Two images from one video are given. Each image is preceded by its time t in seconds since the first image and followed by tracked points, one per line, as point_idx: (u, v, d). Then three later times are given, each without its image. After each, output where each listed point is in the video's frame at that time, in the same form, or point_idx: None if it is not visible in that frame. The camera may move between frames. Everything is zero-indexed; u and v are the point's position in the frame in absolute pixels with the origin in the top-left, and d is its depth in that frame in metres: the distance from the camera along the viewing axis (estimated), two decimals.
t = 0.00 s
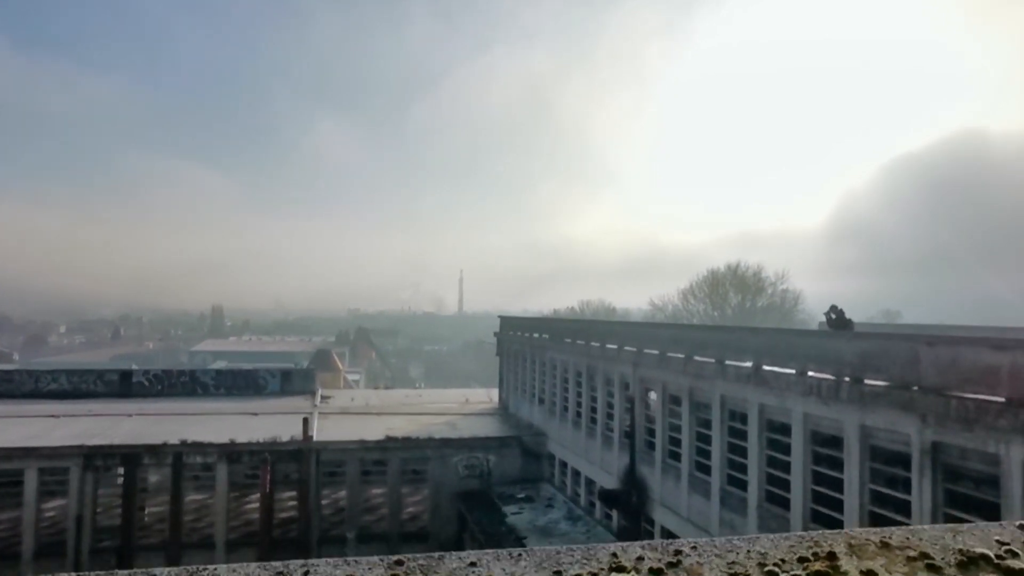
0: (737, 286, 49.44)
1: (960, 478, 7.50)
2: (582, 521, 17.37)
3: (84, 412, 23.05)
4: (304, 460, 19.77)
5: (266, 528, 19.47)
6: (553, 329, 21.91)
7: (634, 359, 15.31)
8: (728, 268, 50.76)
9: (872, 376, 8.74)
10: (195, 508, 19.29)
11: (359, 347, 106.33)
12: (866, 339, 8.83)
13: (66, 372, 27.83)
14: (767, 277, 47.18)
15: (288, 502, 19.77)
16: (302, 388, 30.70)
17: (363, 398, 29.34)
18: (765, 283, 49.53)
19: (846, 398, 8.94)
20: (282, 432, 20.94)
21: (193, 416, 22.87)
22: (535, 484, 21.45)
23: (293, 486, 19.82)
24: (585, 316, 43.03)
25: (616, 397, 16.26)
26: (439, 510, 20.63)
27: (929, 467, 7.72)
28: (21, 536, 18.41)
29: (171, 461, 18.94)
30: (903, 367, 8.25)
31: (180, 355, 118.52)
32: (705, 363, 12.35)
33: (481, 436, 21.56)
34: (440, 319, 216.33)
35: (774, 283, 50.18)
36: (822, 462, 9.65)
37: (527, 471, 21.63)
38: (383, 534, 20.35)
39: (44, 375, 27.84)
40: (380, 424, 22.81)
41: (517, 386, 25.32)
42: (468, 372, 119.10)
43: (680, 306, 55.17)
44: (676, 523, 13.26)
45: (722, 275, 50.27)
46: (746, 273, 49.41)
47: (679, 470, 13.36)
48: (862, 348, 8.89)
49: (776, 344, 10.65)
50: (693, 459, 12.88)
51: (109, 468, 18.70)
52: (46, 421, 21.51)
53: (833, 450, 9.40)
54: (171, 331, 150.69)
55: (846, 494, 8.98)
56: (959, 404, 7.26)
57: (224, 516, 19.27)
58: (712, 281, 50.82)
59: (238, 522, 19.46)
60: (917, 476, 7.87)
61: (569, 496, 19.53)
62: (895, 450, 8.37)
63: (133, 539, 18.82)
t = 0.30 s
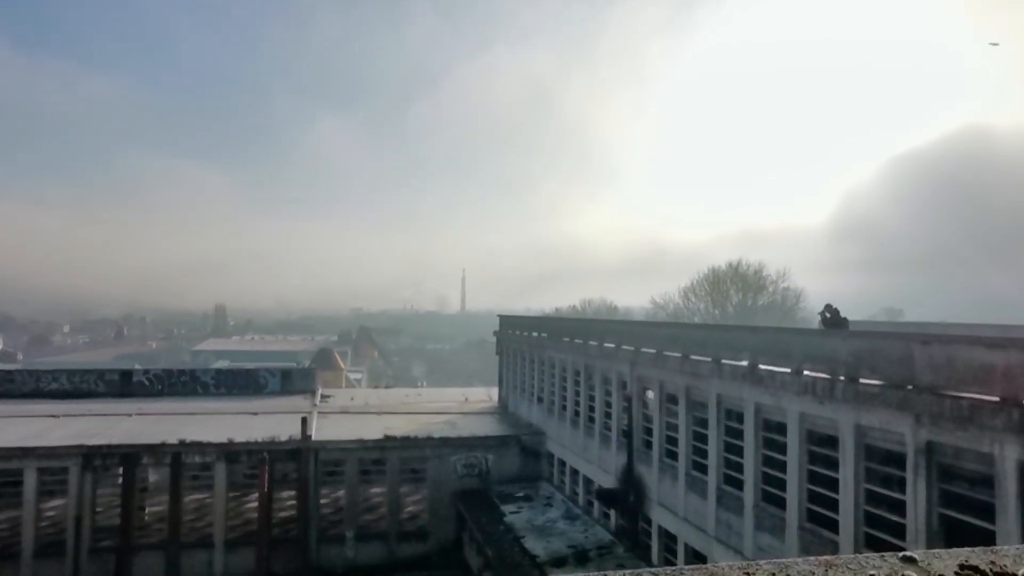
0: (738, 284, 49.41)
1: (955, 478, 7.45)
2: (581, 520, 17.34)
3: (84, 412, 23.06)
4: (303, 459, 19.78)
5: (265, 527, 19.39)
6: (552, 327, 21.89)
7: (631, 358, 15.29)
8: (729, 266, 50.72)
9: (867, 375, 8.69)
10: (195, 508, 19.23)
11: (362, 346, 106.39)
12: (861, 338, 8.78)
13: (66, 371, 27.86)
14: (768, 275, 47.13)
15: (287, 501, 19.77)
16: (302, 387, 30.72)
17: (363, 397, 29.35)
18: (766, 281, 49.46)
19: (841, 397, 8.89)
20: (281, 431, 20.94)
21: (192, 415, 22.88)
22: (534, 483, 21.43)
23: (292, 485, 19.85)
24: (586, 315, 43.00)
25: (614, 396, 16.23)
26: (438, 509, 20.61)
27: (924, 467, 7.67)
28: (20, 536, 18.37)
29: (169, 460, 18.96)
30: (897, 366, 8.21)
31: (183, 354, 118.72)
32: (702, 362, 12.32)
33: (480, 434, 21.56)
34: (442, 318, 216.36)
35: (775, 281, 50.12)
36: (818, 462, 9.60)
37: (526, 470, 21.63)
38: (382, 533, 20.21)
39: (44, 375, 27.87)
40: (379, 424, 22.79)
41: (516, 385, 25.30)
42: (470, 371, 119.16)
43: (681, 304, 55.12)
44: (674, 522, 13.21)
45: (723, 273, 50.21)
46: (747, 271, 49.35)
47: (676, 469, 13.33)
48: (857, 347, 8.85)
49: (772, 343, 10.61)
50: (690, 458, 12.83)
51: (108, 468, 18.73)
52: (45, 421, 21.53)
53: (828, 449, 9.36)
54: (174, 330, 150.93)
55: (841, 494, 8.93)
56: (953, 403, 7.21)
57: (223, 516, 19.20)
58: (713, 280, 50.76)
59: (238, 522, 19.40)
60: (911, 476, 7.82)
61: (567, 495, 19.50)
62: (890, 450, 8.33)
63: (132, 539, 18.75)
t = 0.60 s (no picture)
0: (744, 281, 49.17)
1: (952, 476, 7.37)
2: (582, 518, 17.30)
3: (88, 411, 23.14)
4: (305, 457, 19.82)
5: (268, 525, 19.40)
6: (553, 325, 21.83)
7: (631, 355, 15.22)
8: (734, 263, 50.52)
9: (864, 372, 8.61)
10: (197, 507, 19.25)
11: (368, 344, 106.57)
12: (858, 335, 8.70)
13: (71, 371, 27.98)
14: (773, 272, 46.93)
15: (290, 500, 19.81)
16: (305, 385, 30.76)
17: (366, 395, 29.37)
18: (771, 278, 49.26)
19: (838, 395, 8.82)
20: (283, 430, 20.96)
21: (195, 414, 22.93)
22: (536, 481, 21.40)
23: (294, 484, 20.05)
24: (590, 312, 42.91)
25: (615, 394, 16.16)
26: (440, 508, 20.61)
27: (922, 465, 7.59)
28: (24, 535, 18.43)
29: (172, 459, 19.02)
30: (895, 363, 8.13)
31: (191, 352, 119.16)
32: (701, 360, 12.25)
33: (482, 432, 21.55)
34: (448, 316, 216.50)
35: (780, 277, 49.91)
36: (816, 460, 9.53)
37: (529, 468, 21.60)
38: (385, 532, 20.19)
39: (50, 374, 27.98)
40: (381, 422, 22.78)
41: (519, 382, 25.26)
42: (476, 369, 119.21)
43: (686, 301, 54.91)
44: (673, 520, 13.16)
45: (728, 269, 50.01)
46: (752, 268, 49.15)
47: (676, 467, 13.26)
48: (854, 344, 8.77)
49: (770, 341, 10.54)
50: (690, 456, 12.77)
51: (110, 467, 18.79)
52: (49, 420, 21.62)
53: (826, 447, 9.29)
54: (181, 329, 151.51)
55: (839, 493, 8.86)
56: (950, 401, 7.13)
57: (225, 515, 19.21)
58: (718, 276, 50.57)
59: (240, 520, 19.42)
60: (909, 474, 7.75)
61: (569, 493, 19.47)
62: (887, 448, 8.25)
63: (134, 538, 18.78)
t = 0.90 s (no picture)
0: (750, 280, 48.97)
1: (951, 476, 7.29)
2: (584, 517, 17.25)
3: (93, 410, 23.21)
4: (307, 457, 19.84)
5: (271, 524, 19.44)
6: (556, 324, 21.77)
7: (632, 354, 15.16)
8: (740, 261, 50.30)
9: (863, 371, 8.52)
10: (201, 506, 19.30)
11: (374, 343, 106.74)
12: (857, 333, 8.62)
13: (77, 370, 28.09)
14: (779, 270, 46.73)
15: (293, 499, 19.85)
16: (310, 384, 30.81)
17: (370, 394, 29.38)
18: (778, 276, 49.05)
19: (837, 393, 8.74)
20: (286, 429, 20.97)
21: (199, 413, 22.98)
22: (539, 480, 21.36)
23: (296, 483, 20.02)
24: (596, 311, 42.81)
25: (616, 393, 16.10)
26: (442, 507, 20.60)
27: (920, 465, 7.51)
28: (28, 534, 18.51)
29: (175, 458, 19.06)
30: (893, 362, 8.04)
31: (198, 351, 119.59)
32: (701, 358, 12.18)
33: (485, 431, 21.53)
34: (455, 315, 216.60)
35: (786, 276, 49.68)
36: (815, 459, 9.45)
37: (531, 467, 21.57)
38: (387, 531, 20.20)
39: (55, 374, 28.10)
40: (384, 421, 22.77)
41: (522, 381, 25.21)
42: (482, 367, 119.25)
43: (692, 300, 54.73)
44: (674, 520, 13.09)
45: (734, 268, 49.82)
46: (758, 266, 48.94)
47: (676, 466, 13.19)
48: (853, 342, 8.68)
49: (770, 339, 10.46)
50: (690, 455, 12.70)
51: (114, 466, 18.85)
52: (54, 419, 21.71)
53: (825, 447, 9.20)
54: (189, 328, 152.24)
55: (839, 492, 8.78)
56: (948, 399, 7.05)
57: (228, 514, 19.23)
58: (724, 275, 50.38)
59: (243, 519, 19.44)
60: (908, 473, 7.67)
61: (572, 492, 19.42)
62: (886, 447, 8.17)
63: (138, 537, 18.83)
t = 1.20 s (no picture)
0: (753, 280, 48.86)
1: (946, 476, 7.22)
2: (583, 517, 17.19)
3: (93, 410, 23.23)
4: (306, 457, 19.84)
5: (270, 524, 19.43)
6: (555, 323, 21.71)
7: (630, 353, 15.11)
8: (743, 261, 50.20)
9: (859, 371, 8.45)
10: (200, 506, 19.29)
11: (378, 343, 106.80)
12: (853, 332, 8.55)
13: (78, 370, 28.14)
14: (781, 270, 46.62)
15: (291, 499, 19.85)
16: (311, 384, 30.81)
17: (371, 394, 29.36)
18: (780, 276, 48.93)
19: (833, 393, 8.67)
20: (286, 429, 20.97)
21: (199, 413, 22.98)
22: (539, 480, 21.30)
23: (296, 483, 19.98)
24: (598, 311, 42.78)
25: (614, 392, 16.04)
26: (442, 507, 20.56)
27: (915, 465, 7.44)
28: (28, 533, 18.53)
29: (174, 458, 19.07)
30: (889, 361, 7.97)
31: (203, 351, 119.85)
32: (698, 358, 12.12)
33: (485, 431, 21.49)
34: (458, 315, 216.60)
35: (789, 275, 49.56)
36: (811, 459, 9.38)
37: (531, 467, 21.52)
38: (387, 531, 20.18)
39: (56, 374, 28.15)
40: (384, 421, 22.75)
41: (522, 381, 25.17)
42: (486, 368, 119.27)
43: (695, 300, 54.61)
44: (672, 520, 13.03)
45: (737, 268, 49.71)
46: (761, 266, 48.83)
47: (674, 466, 13.14)
48: (849, 342, 8.61)
49: (766, 338, 10.40)
50: (688, 455, 12.64)
51: (113, 466, 18.87)
52: (54, 419, 21.75)
53: (821, 447, 9.14)
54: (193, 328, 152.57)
55: (834, 493, 8.72)
56: (942, 399, 6.98)
57: (227, 513, 19.22)
58: (727, 275, 50.29)
59: (242, 519, 19.42)
60: (903, 474, 7.60)
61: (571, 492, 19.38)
62: (881, 447, 8.11)
63: (137, 537, 18.84)
